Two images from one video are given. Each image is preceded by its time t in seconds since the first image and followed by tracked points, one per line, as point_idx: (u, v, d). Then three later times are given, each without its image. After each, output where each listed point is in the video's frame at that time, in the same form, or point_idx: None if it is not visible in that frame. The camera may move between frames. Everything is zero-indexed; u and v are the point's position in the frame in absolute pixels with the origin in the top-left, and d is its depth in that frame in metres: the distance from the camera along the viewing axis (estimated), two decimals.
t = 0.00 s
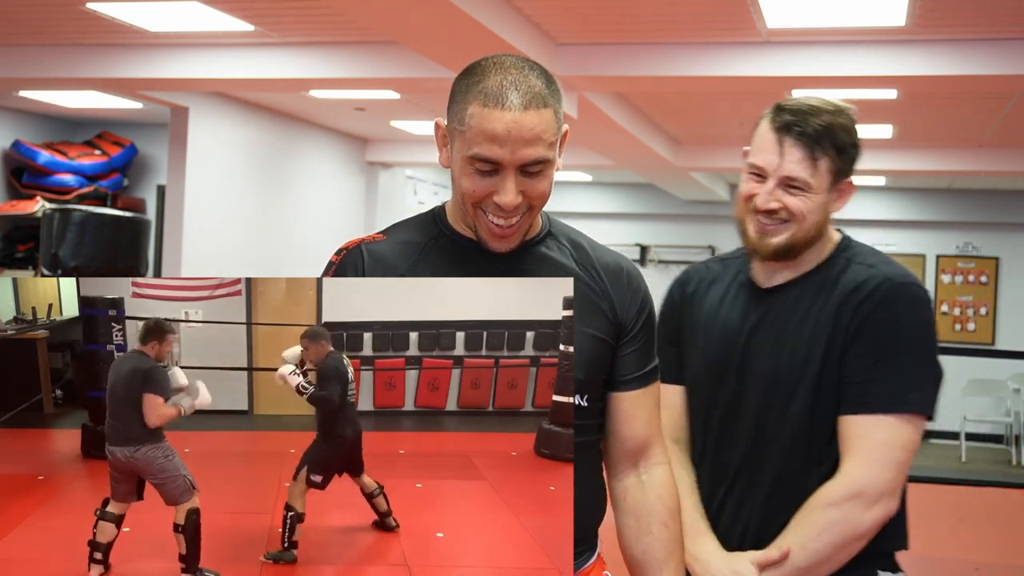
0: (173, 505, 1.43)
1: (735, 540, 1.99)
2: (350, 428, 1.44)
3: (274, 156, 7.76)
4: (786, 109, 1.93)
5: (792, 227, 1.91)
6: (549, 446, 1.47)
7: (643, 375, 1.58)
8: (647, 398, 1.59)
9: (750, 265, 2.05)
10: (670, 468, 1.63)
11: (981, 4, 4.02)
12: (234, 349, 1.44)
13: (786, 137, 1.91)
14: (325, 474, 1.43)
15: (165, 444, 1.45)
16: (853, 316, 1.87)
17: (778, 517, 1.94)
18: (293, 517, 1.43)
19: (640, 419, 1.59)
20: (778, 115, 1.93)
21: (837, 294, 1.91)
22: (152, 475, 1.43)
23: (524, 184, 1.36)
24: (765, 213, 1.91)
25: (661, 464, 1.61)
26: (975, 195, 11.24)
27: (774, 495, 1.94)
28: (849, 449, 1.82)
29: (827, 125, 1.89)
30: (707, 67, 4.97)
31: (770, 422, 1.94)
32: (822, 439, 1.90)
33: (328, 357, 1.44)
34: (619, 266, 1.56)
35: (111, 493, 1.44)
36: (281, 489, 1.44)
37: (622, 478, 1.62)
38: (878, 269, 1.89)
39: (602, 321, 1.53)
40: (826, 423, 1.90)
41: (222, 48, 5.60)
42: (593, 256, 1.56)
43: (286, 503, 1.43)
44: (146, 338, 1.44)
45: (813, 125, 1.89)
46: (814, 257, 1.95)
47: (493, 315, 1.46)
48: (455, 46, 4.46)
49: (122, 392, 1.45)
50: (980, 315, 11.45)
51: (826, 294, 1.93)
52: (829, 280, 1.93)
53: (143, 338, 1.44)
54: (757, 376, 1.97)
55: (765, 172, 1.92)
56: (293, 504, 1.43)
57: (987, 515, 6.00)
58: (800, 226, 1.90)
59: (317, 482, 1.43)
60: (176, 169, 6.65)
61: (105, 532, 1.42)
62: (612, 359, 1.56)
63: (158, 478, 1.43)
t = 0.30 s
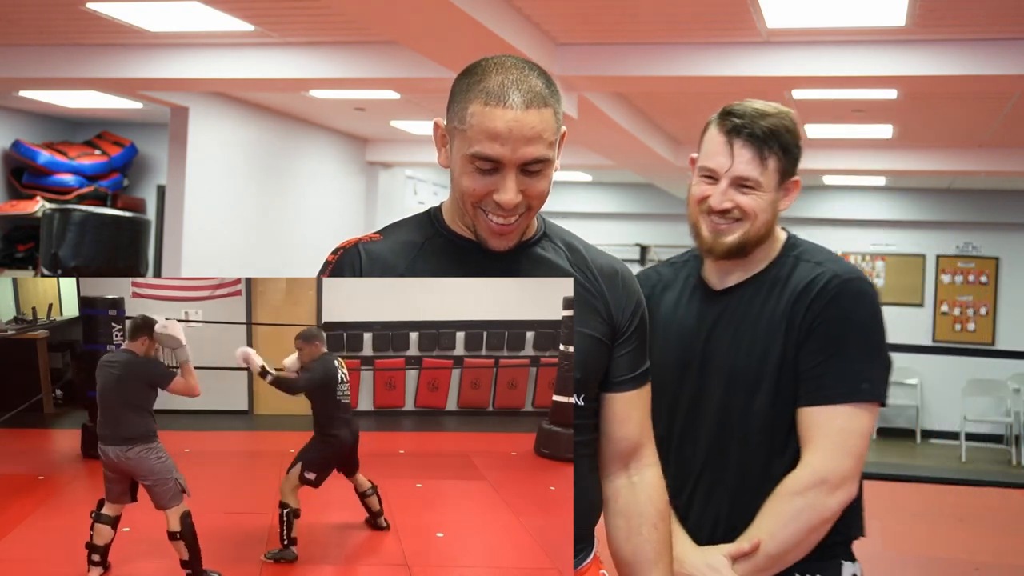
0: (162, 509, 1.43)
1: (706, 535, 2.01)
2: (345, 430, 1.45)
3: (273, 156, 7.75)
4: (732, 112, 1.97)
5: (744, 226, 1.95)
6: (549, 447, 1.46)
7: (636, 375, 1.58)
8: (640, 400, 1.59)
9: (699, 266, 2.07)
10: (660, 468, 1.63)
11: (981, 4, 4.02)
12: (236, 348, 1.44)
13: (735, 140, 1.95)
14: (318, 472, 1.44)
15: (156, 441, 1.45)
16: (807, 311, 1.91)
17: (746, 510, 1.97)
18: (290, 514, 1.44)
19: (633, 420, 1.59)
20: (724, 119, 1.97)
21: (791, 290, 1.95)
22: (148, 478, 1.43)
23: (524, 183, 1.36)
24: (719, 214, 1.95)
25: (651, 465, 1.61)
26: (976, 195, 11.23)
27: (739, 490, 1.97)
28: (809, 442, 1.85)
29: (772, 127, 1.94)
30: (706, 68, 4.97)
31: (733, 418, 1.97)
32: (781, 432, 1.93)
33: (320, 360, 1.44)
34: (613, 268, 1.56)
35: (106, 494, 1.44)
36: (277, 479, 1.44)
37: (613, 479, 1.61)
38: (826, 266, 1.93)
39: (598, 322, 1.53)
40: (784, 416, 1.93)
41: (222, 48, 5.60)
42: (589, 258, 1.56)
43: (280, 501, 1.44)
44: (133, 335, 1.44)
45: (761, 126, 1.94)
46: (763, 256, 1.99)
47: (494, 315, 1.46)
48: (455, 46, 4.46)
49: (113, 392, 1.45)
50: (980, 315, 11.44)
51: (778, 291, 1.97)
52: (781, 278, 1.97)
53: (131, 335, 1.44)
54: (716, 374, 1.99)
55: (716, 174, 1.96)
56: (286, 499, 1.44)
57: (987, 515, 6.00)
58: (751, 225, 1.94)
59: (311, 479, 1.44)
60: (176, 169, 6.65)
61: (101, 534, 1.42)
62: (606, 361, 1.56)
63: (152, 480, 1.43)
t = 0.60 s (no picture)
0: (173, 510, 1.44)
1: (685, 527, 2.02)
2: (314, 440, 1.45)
3: (273, 156, 7.75)
4: (714, 115, 1.97)
5: (727, 226, 1.95)
6: (549, 447, 1.46)
7: (632, 375, 1.59)
8: (637, 399, 1.60)
9: (681, 266, 2.07)
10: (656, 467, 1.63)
11: (980, 4, 4.02)
12: (236, 349, 1.44)
13: (718, 143, 1.95)
14: (276, 480, 1.45)
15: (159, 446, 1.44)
16: (786, 309, 1.93)
17: (726, 505, 1.98)
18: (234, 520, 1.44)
19: (630, 420, 1.59)
20: (706, 122, 1.97)
21: (770, 289, 1.97)
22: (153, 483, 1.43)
23: (522, 185, 1.36)
24: (702, 214, 1.95)
25: (648, 463, 1.62)
26: (976, 194, 11.22)
27: (720, 485, 1.98)
28: (789, 437, 1.87)
29: (753, 131, 1.95)
30: (706, 68, 4.97)
31: (713, 415, 1.97)
32: (760, 428, 1.95)
33: (272, 383, 1.45)
34: (610, 268, 1.57)
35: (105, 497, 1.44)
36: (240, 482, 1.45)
37: (609, 477, 1.62)
38: (803, 266, 1.95)
39: (594, 322, 1.54)
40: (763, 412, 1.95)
41: (222, 48, 5.60)
42: (585, 257, 1.56)
43: (228, 503, 1.45)
44: (130, 338, 1.43)
45: (742, 129, 1.94)
46: (740, 258, 2.00)
47: (492, 314, 1.46)
48: (455, 46, 4.46)
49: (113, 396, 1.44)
50: (980, 315, 11.44)
51: (757, 290, 1.98)
52: (759, 278, 1.99)
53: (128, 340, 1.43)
54: (695, 372, 2.00)
55: (700, 176, 1.95)
56: (234, 504, 1.45)
57: (987, 515, 6.00)
58: (734, 226, 1.95)
59: (270, 488, 1.45)
60: (176, 169, 6.65)
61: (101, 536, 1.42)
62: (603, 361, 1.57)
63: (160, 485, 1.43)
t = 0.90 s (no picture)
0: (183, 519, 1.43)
1: (682, 524, 2.01)
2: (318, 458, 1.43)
3: (273, 156, 7.76)
4: (714, 114, 1.98)
5: (724, 224, 1.96)
6: (548, 447, 1.47)
7: (630, 374, 1.59)
8: (635, 399, 1.60)
9: (679, 265, 2.08)
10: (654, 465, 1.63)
11: (980, 4, 4.01)
12: (236, 350, 1.44)
13: (716, 143, 1.96)
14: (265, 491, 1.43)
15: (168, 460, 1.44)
16: (783, 309, 1.93)
17: (724, 502, 1.97)
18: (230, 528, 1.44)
19: (628, 419, 1.59)
20: (705, 121, 1.98)
21: (767, 289, 1.97)
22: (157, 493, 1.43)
23: (518, 187, 1.36)
24: (700, 212, 1.96)
25: (646, 462, 1.62)
26: (977, 194, 11.22)
27: (717, 483, 1.97)
28: (784, 433, 1.88)
29: (752, 131, 1.96)
30: (706, 68, 4.97)
31: (709, 413, 1.97)
32: (756, 426, 1.95)
33: (268, 399, 1.45)
34: (607, 267, 1.57)
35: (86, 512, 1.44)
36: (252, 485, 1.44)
37: (608, 476, 1.62)
38: (800, 266, 1.96)
39: (592, 322, 1.53)
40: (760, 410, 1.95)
41: (221, 48, 5.60)
42: (582, 257, 1.56)
43: (223, 511, 1.44)
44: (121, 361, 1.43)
45: (741, 129, 1.95)
46: (738, 257, 2.01)
47: (491, 314, 1.46)
48: (455, 45, 4.46)
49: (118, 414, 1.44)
50: (980, 315, 11.44)
51: (754, 289, 1.98)
52: (757, 278, 1.99)
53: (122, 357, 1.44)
54: (692, 370, 2.00)
55: (698, 175, 1.96)
56: (229, 512, 1.44)
57: (987, 515, 6.00)
58: (731, 225, 1.96)
59: (262, 501, 1.44)
60: (175, 169, 6.65)
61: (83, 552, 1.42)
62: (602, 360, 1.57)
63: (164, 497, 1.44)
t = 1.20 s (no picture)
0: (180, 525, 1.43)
1: (689, 524, 2.01)
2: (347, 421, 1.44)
3: (273, 156, 7.76)
4: (730, 114, 1.99)
5: (740, 224, 1.96)
6: (549, 447, 1.47)
7: (626, 371, 1.59)
8: (632, 396, 1.60)
9: (693, 264, 2.07)
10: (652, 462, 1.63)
11: (980, 5, 4.01)
12: (236, 349, 1.45)
13: (731, 141, 1.97)
14: (323, 465, 1.44)
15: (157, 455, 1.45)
16: (797, 310, 1.93)
17: (732, 502, 1.98)
18: (297, 512, 1.44)
19: (624, 416, 1.60)
20: (721, 120, 1.99)
21: (782, 289, 1.96)
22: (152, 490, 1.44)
23: (517, 190, 1.36)
24: (715, 211, 1.97)
25: (643, 458, 1.62)
26: (977, 194, 11.22)
27: (726, 482, 1.98)
28: (796, 434, 1.88)
29: (768, 130, 1.97)
30: (707, 68, 4.97)
31: (721, 414, 1.97)
32: (768, 427, 1.95)
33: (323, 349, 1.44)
34: (604, 265, 1.57)
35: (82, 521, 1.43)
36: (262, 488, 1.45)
37: (605, 473, 1.62)
38: (816, 267, 1.96)
39: (590, 321, 1.53)
40: (772, 411, 1.95)
41: (221, 48, 5.60)
42: (579, 255, 1.57)
43: (287, 499, 1.44)
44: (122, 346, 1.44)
45: (757, 128, 1.96)
46: (755, 257, 2.01)
47: (491, 314, 1.46)
48: (455, 45, 4.46)
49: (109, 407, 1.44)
50: (980, 315, 11.43)
51: (768, 290, 1.98)
52: (772, 278, 1.99)
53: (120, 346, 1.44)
54: (705, 370, 1.99)
55: (713, 174, 1.97)
56: (293, 498, 1.44)
57: (987, 515, 6.00)
58: (747, 224, 1.96)
59: (314, 474, 1.44)
60: (176, 169, 6.65)
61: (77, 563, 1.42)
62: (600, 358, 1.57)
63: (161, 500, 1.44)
